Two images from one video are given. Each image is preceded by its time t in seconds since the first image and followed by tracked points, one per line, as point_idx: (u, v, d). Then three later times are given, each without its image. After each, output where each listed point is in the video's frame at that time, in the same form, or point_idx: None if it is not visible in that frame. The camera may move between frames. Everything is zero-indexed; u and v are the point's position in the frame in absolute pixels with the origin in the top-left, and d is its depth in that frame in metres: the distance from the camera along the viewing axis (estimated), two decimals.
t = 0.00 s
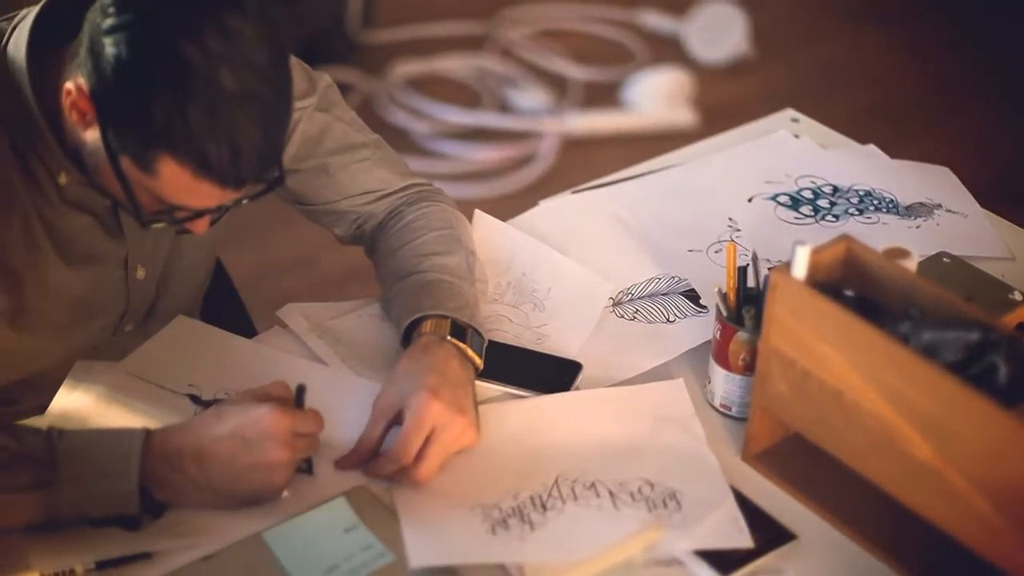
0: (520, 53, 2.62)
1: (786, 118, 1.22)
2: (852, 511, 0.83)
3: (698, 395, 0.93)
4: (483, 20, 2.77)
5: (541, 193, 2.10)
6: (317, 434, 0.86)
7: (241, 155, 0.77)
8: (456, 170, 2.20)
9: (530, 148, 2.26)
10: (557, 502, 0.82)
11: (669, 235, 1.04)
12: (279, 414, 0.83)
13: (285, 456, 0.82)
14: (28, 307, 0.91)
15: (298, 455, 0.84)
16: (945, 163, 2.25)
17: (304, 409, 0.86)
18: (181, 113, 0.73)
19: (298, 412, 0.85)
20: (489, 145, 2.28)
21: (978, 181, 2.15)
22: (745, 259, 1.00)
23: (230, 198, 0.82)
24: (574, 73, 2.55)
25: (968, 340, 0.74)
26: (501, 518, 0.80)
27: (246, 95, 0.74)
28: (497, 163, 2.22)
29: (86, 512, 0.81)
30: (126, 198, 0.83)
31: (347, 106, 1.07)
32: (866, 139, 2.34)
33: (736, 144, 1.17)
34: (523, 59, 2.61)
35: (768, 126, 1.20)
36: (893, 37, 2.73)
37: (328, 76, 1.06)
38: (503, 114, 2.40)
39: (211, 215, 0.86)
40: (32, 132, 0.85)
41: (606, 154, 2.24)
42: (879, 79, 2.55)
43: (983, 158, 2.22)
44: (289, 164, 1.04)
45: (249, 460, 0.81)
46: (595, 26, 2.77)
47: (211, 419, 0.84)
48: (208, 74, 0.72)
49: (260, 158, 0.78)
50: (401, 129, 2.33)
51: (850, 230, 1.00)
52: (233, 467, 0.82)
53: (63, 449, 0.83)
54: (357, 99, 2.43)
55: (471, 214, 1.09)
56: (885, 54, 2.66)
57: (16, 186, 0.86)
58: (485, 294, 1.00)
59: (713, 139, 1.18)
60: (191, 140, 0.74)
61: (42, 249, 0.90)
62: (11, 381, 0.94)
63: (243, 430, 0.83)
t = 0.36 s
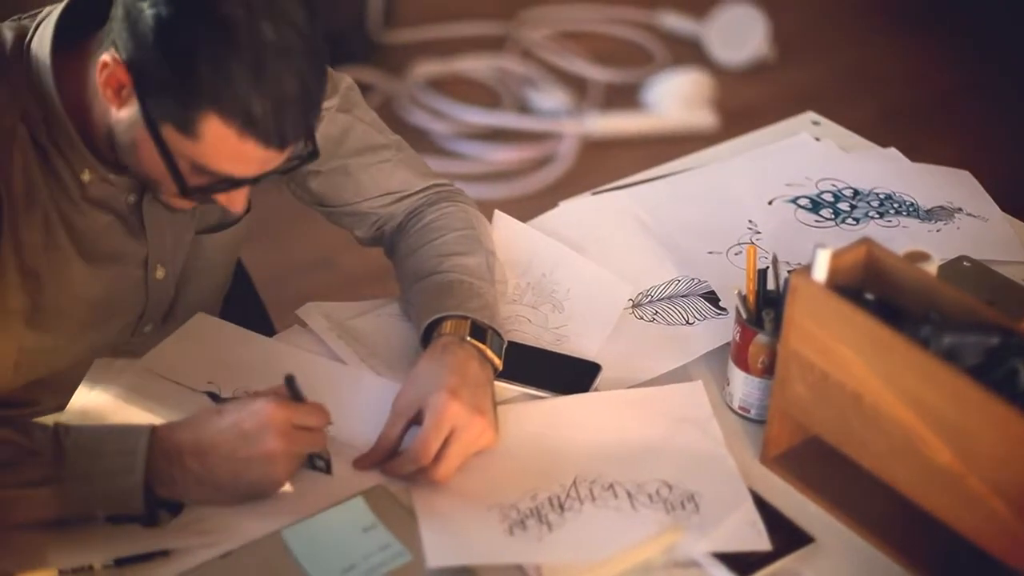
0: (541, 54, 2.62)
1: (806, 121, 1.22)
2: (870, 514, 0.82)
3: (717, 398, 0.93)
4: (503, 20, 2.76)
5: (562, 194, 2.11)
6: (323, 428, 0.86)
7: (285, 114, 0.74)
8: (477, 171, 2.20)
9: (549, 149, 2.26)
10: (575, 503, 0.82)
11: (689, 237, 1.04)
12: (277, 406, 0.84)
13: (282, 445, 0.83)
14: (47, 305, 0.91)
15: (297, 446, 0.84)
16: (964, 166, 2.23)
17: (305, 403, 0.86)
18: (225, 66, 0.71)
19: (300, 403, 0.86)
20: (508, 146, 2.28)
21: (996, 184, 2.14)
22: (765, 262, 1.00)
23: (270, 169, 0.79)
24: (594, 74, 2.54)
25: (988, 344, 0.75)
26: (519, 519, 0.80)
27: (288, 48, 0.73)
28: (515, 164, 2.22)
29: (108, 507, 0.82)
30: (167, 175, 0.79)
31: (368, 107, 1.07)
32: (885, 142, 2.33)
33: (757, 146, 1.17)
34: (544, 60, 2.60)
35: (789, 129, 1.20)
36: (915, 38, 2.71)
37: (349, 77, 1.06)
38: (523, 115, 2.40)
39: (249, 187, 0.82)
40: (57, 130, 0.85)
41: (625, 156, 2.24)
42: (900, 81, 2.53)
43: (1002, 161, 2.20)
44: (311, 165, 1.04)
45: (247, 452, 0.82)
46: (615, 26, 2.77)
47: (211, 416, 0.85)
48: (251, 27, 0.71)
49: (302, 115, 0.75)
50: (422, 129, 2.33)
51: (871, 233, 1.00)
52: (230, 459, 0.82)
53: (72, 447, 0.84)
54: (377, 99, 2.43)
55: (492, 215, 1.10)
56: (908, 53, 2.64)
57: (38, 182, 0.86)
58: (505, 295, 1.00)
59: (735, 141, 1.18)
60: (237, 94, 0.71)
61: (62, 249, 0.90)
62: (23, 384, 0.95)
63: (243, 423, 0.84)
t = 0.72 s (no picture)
0: (562, 55, 2.62)
1: (829, 125, 1.22)
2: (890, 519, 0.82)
3: (737, 401, 0.93)
4: (524, 21, 2.76)
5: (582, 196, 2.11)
6: (343, 431, 0.86)
7: (319, 107, 0.73)
8: (498, 172, 2.20)
9: (570, 152, 2.26)
10: (594, 505, 0.82)
11: (710, 240, 1.04)
12: (300, 408, 0.84)
13: (304, 448, 0.83)
14: (67, 304, 0.92)
15: (319, 449, 0.84)
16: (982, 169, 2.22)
17: (326, 405, 0.86)
18: (260, 58, 0.70)
19: (323, 406, 0.86)
20: (528, 147, 2.28)
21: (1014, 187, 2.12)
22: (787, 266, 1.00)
23: (299, 164, 0.78)
24: (615, 76, 2.54)
25: (1009, 350, 0.74)
26: (539, 520, 0.81)
27: (322, 40, 0.72)
28: (536, 166, 2.23)
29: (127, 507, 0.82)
30: (198, 170, 0.79)
31: (389, 107, 1.07)
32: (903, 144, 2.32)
33: (779, 149, 1.17)
34: (565, 61, 2.60)
35: (811, 132, 1.20)
36: (942, 40, 2.69)
37: (371, 78, 1.06)
38: (543, 116, 2.40)
39: (278, 182, 0.81)
40: (81, 128, 0.86)
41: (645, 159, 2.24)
42: (925, 84, 2.51)
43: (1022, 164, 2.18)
44: (334, 166, 1.04)
45: (268, 453, 0.82)
46: (636, 28, 2.76)
47: (233, 414, 0.85)
48: (285, 20, 0.71)
49: (335, 107, 0.75)
50: (443, 129, 2.34)
51: (893, 237, 1.00)
52: (252, 460, 0.82)
53: (92, 445, 0.84)
54: (398, 99, 2.43)
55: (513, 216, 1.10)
56: (935, 56, 2.62)
57: (60, 179, 0.87)
58: (526, 296, 1.00)
59: (758, 143, 1.18)
60: (271, 87, 0.71)
61: (84, 248, 0.91)
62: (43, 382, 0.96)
63: (265, 424, 0.84)
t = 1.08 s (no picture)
0: (585, 56, 2.61)
1: (852, 128, 1.22)
2: (910, 524, 0.82)
3: (758, 404, 0.92)
4: (546, 23, 2.75)
5: (604, 198, 2.10)
6: (365, 435, 0.85)
7: (347, 107, 0.73)
8: (520, 172, 2.20)
9: (593, 153, 2.25)
10: (614, 506, 0.82)
11: (732, 242, 1.04)
12: (321, 408, 0.84)
13: (324, 449, 0.83)
14: (89, 301, 0.92)
15: (340, 451, 0.84)
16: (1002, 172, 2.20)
17: (348, 407, 0.86)
18: (290, 55, 0.70)
19: (345, 408, 0.86)
20: (549, 149, 2.28)
21: None
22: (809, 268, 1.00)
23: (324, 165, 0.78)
24: (637, 77, 2.53)
25: None
26: (559, 521, 0.80)
27: (352, 40, 0.73)
28: (557, 167, 2.22)
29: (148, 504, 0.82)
30: (224, 167, 0.78)
31: (412, 107, 1.07)
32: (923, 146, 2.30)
33: (802, 152, 1.17)
34: (587, 62, 2.59)
35: (833, 135, 1.20)
36: (971, 42, 2.67)
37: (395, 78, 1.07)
38: (565, 117, 2.39)
39: (302, 183, 0.81)
40: (106, 126, 0.86)
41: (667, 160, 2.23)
42: (952, 86, 2.49)
43: None
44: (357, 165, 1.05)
45: (288, 453, 0.82)
46: (659, 30, 2.74)
47: (253, 414, 0.85)
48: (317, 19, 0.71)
49: (363, 108, 0.75)
50: (466, 129, 2.33)
51: (916, 241, 1.00)
52: (271, 459, 0.82)
53: (113, 442, 0.84)
54: (420, 99, 2.43)
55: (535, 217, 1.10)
56: (965, 58, 2.60)
57: (84, 176, 0.88)
58: (547, 297, 1.00)
59: (781, 146, 1.18)
60: (301, 84, 0.71)
61: (106, 245, 0.91)
62: (63, 380, 0.97)
63: (285, 424, 0.84)
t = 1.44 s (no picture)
0: (607, 57, 2.61)
1: (875, 132, 1.21)
2: (929, 529, 0.81)
3: (778, 407, 0.92)
4: (569, 24, 2.74)
5: (626, 200, 2.10)
6: (383, 444, 0.84)
7: (373, 109, 0.76)
8: (542, 175, 2.20)
9: (614, 155, 2.25)
10: (634, 509, 0.81)
11: (754, 245, 1.04)
12: (340, 414, 0.83)
13: (340, 455, 0.82)
14: (111, 301, 0.93)
15: (355, 457, 0.83)
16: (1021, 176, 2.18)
17: (370, 413, 0.85)
18: (320, 56, 0.72)
19: (365, 415, 0.85)
20: (571, 150, 2.27)
21: None
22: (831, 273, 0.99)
23: (346, 167, 0.80)
24: (660, 80, 2.52)
25: None
26: (578, 523, 0.80)
27: (382, 44, 0.75)
28: (581, 170, 2.22)
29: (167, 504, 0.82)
30: (247, 166, 0.80)
31: (435, 109, 1.07)
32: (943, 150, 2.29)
33: (824, 155, 1.16)
34: (609, 64, 2.59)
35: (856, 139, 1.20)
36: (1003, 47, 2.64)
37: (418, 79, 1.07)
38: (587, 119, 2.39)
39: (324, 185, 0.83)
40: (129, 126, 0.86)
41: (689, 164, 2.23)
42: (980, 90, 2.47)
43: None
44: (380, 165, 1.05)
45: (305, 455, 0.82)
46: (683, 32, 2.73)
47: (273, 414, 0.84)
48: (348, 23, 0.73)
49: (388, 111, 0.77)
50: (488, 129, 2.34)
51: (938, 245, 1.00)
52: (289, 461, 0.82)
53: (133, 440, 0.83)
54: (443, 100, 2.43)
55: (556, 218, 1.10)
56: (986, 61, 2.58)
57: (107, 176, 0.88)
58: (568, 299, 1.00)
59: (804, 149, 1.18)
60: (329, 85, 0.73)
61: (129, 244, 0.91)
62: (84, 379, 0.98)
63: (305, 426, 0.83)
